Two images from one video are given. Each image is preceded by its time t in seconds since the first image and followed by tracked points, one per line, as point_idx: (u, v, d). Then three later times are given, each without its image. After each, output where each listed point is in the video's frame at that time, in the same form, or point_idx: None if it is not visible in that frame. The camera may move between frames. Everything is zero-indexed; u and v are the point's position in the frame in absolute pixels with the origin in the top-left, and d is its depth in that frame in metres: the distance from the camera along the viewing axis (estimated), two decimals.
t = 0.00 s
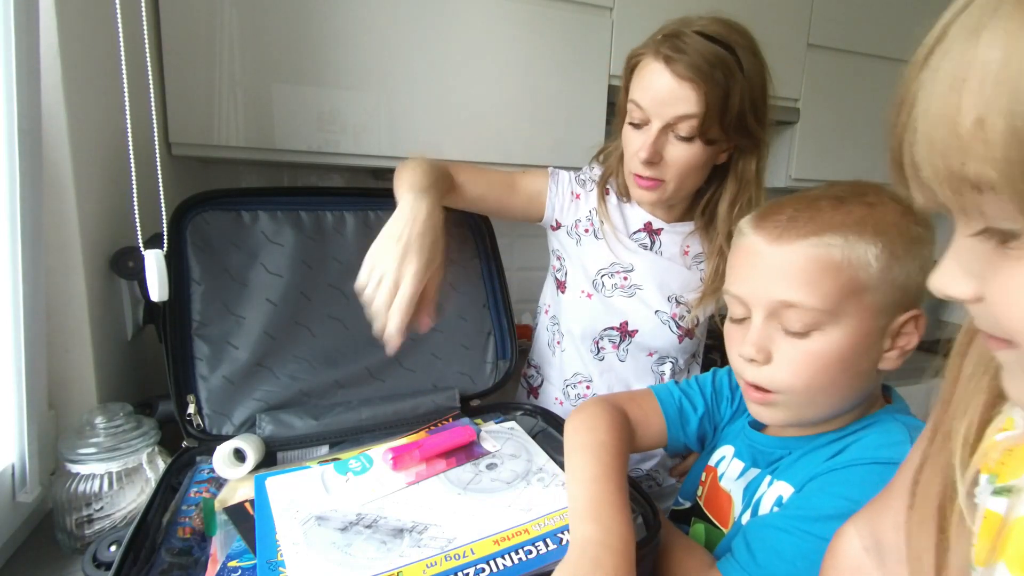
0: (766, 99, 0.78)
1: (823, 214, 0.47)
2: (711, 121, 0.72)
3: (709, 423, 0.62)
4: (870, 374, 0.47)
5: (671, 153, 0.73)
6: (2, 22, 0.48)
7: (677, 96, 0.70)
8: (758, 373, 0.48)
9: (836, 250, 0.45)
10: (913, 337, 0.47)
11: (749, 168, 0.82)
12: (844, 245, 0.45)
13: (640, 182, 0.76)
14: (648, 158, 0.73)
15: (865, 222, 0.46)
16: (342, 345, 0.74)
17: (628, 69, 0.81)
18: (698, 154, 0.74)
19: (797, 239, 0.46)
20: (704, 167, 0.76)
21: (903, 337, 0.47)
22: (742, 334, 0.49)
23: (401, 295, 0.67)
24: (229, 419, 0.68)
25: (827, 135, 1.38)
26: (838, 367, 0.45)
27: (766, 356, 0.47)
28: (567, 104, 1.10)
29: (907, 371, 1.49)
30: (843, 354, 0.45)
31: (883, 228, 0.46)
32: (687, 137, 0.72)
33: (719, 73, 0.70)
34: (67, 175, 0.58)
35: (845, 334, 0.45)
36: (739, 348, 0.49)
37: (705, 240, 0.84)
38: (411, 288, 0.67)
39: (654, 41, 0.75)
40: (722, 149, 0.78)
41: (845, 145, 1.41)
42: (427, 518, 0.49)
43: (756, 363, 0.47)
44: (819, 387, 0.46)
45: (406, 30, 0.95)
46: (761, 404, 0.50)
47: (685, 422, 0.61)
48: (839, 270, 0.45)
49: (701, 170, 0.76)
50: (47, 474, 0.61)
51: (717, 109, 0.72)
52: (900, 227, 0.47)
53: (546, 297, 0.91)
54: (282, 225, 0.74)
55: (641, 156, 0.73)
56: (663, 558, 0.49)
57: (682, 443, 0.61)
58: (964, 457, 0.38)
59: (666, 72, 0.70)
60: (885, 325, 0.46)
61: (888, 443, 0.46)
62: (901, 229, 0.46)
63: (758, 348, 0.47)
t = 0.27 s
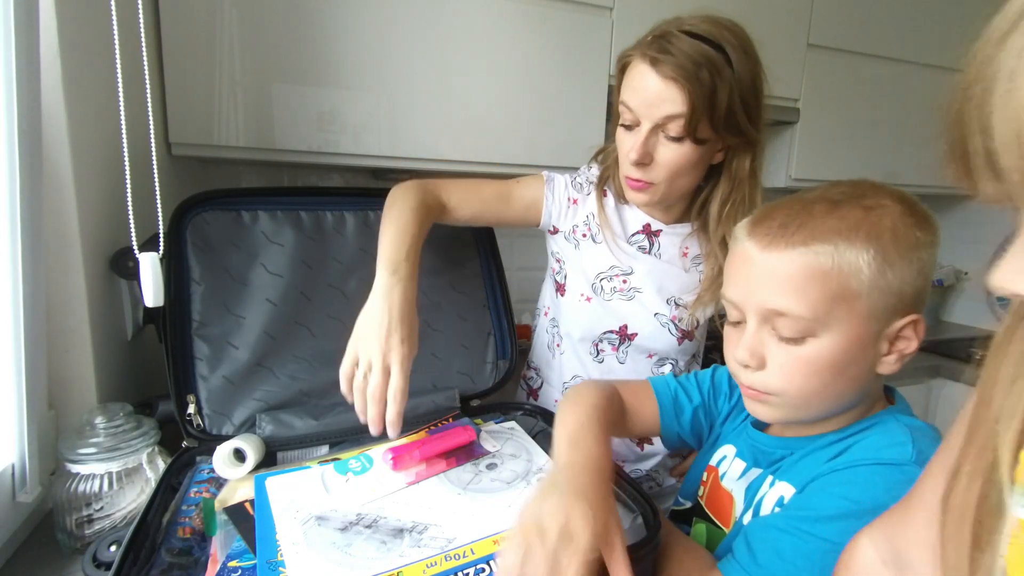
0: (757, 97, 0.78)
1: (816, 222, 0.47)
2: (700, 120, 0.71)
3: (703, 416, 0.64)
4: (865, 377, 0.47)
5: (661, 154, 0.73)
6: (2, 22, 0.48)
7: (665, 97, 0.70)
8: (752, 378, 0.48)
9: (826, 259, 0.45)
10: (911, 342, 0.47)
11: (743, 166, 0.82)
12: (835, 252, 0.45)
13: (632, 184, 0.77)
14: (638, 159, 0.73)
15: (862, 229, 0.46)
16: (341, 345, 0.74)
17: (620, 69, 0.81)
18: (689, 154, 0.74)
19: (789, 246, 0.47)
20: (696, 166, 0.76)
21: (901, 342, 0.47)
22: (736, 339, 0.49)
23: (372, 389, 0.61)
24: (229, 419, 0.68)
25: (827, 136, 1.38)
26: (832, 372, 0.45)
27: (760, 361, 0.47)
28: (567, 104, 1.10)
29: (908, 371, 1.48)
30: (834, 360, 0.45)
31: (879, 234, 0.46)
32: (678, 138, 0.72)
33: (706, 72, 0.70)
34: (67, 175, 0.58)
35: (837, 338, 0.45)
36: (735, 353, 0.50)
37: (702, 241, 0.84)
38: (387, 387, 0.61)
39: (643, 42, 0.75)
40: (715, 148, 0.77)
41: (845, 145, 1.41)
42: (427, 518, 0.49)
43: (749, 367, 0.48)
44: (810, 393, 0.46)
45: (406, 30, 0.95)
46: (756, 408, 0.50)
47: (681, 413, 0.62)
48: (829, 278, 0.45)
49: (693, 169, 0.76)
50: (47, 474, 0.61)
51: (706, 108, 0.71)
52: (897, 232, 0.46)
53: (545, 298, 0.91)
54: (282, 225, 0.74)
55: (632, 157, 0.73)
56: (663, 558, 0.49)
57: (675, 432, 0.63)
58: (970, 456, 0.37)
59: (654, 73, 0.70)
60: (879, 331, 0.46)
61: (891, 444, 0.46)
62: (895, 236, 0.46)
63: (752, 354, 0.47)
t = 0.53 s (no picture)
0: (751, 96, 0.78)
1: (812, 231, 0.47)
2: (693, 117, 0.71)
3: (695, 406, 0.68)
4: (860, 386, 0.47)
5: (655, 153, 0.73)
6: (2, 22, 0.48)
7: (658, 96, 0.70)
8: (745, 381, 0.49)
9: (819, 270, 0.45)
10: (910, 354, 0.47)
11: (738, 165, 0.82)
12: (829, 263, 0.45)
13: (628, 184, 0.76)
14: (632, 158, 0.73)
15: (862, 240, 0.45)
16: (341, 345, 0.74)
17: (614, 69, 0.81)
18: (684, 153, 0.73)
19: (785, 255, 0.46)
20: (692, 165, 0.76)
21: (900, 353, 0.47)
22: (732, 342, 0.50)
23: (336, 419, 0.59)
24: (229, 419, 0.68)
25: (827, 136, 1.38)
26: (825, 379, 0.46)
27: (753, 365, 0.48)
28: (567, 104, 1.10)
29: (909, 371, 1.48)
30: (825, 368, 0.46)
31: (877, 246, 0.45)
32: (672, 136, 0.72)
33: (699, 69, 0.70)
34: (67, 175, 0.58)
35: (830, 347, 0.45)
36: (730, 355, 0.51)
37: (698, 241, 0.84)
38: (343, 415, 0.59)
39: (637, 41, 0.75)
40: (710, 147, 0.77)
41: (846, 145, 1.41)
42: (427, 518, 0.49)
43: (743, 371, 0.49)
44: (803, 399, 0.47)
45: (406, 30, 0.95)
46: (751, 410, 0.51)
47: (666, 396, 0.68)
48: (821, 289, 0.45)
49: (689, 168, 0.76)
50: (47, 474, 0.61)
51: (699, 106, 0.71)
52: (899, 241, 0.45)
53: (545, 299, 0.91)
54: (283, 225, 0.74)
55: (626, 156, 0.73)
56: (663, 558, 0.49)
57: (662, 414, 0.68)
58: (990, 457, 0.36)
59: (647, 72, 0.70)
60: (874, 341, 0.46)
61: (894, 446, 0.46)
62: (892, 249, 0.45)
63: (745, 358, 0.49)
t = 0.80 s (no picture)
0: (746, 97, 0.78)
1: (793, 234, 0.47)
2: (689, 116, 0.71)
3: (689, 409, 0.68)
4: (835, 391, 0.48)
5: (651, 151, 0.73)
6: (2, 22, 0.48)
7: (654, 94, 0.70)
8: (727, 373, 0.52)
9: (794, 274, 0.46)
10: (892, 364, 0.46)
11: (733, 166, 0.82)
12: (805, 267, 0.46)
13: (622, 182, 0.77)
14: (627, 156, 0.73)
15: (846, 247, 0.45)
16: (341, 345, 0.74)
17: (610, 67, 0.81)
18: (679, 152, 0.73)
19: (767, 255, 0.47)
20: (687, 164, 0.76)
21: (882, 361, 0.46)
22: (720, 334, 0.52)
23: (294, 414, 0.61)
24: (229, 419, 0.68)
25: (828, 135, 1.38)
26: (795, 381, 0.47)
27: (733, 358, 0.51)
28: (567, 104, 1.10)
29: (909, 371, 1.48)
30: (799, 369, 0.47)
31: (864, 252, 0.45)
32: (667, 134, 0.72)
33: (694, 68, 0.70)
34: (67, 175, 0.58)
35: (802, 350, 0.46)
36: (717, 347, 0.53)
37: (695, 241, 0.84)
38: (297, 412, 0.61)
39: (634, 40, 0.75)
40: (705, 147, 0.77)
41: (846, 145, 1.41)
42: (427, 518, 0.49)
43: (726, 363, 0.51)
44: (778, 397, 0.49)
45: (405, 30, 0.94)
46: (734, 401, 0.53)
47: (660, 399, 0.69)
48: (795, 293, 0.46)
49: (684, 167, 0.76)
50: (47, 474, 0.62)
51: (694, 105, 0.71)
52: (885, 252, 0.45)
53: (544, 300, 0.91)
54: (282, 225, 0.74)
55: (621, 154, 0.73)
56: (663, 558, 0.49)
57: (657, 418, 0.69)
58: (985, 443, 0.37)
59: (643, 71, 0.70)
60: (849, 349, 0.46)
61: (893, 447, 0.46)
62: (879, 258, 0.45)
63: (728, 350, 0.51)
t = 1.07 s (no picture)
0: (743, 101, 0.78)
1: (800, 229, 0.47)
2: (686, 118, 0.71)
3: (690, 416, 0.68)
4: (837, 389, 0.48)
5: (647, 152, 0.73)
6: (2, 22, 0.48)
7: (651, 95, 0.70)
8: (728, 367, 0.52)
9: (797, 268, 0.46)
10: (895, 363, 0.46)
11: (729, 170, 0.81)
12: (809, 262, 0.46)
13: (618, 182, 0.77)
14: (623, 157, 0.72)
15: (850, 243, 0.45)
16: (341, 346, 0.74)
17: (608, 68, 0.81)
18: (675, 154, 0.73)
19: (772, 249, 0.48)
20: (682, 166, 0.76)
21: (883, 361, 0.46)
22: (723, 328, 0.53)
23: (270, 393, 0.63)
24: (229, 419, 0.68)
25: (828, 136, 1.38)
26: (797, 375, 0.47)
27: (736, 352, 0.51)
28: (568, 104, 1.10)
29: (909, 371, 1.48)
30: (801, 364, 0.47)
31: (869, 249, 0.45)
32: (664, 136, 0.72)
33: (692, 71, 0.70)
34: (67, 175, 0.58)
35: (804, 345, 0.46)
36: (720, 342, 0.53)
37: (691, 242, 0.85)
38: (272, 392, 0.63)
39: (634, 41, 0.75)
40: (701, 150, 0.77)
41: (846, 145, 1.41)
42: (427, 518, 0.49)
43: (729, 357, 0.52)
44: (780, 393, 0.49)
45: (405, 30, 0.94)
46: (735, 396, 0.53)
47: (663, 410, 0.69)
48: (799, 286, 0.46)
49: (680, 170, 0.76)
50: (47, 474, 0.62)
51: (692, 107, 0.71)
52: (889, 250, 0.45)
53: (542, 299, 0.91)
54: (283, 225, 0.74)
55: (617, 155, 0.73)
56: (663, 558, 0.49)
57: (663, 429, 0.69)
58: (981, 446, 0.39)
59: (641, 71, 0.70)
60: (852, 347, 0.46)
61: (893, 446, 0.46)
62: (883, 256, 0.45)
63: (731, 344, 0.51)
